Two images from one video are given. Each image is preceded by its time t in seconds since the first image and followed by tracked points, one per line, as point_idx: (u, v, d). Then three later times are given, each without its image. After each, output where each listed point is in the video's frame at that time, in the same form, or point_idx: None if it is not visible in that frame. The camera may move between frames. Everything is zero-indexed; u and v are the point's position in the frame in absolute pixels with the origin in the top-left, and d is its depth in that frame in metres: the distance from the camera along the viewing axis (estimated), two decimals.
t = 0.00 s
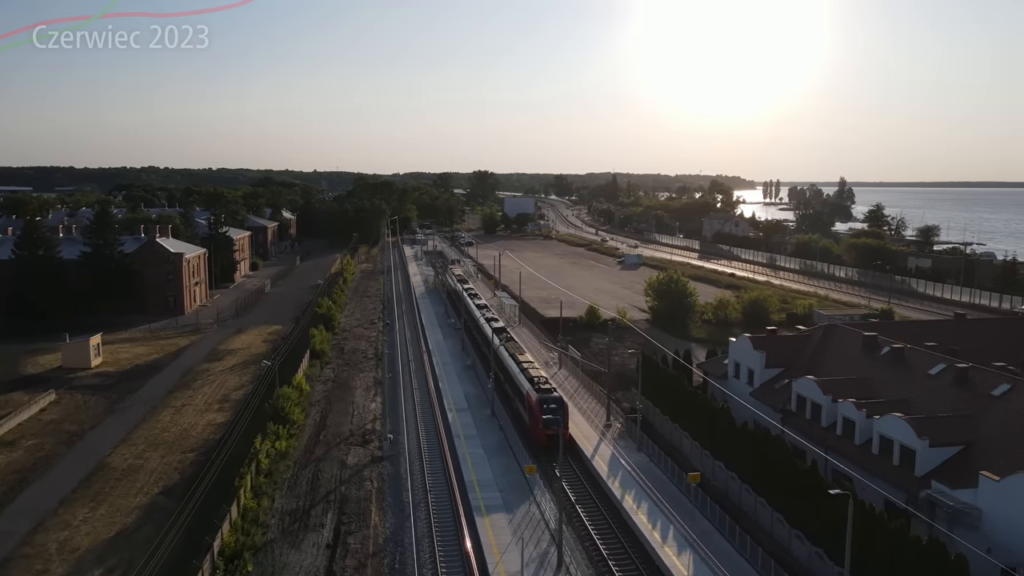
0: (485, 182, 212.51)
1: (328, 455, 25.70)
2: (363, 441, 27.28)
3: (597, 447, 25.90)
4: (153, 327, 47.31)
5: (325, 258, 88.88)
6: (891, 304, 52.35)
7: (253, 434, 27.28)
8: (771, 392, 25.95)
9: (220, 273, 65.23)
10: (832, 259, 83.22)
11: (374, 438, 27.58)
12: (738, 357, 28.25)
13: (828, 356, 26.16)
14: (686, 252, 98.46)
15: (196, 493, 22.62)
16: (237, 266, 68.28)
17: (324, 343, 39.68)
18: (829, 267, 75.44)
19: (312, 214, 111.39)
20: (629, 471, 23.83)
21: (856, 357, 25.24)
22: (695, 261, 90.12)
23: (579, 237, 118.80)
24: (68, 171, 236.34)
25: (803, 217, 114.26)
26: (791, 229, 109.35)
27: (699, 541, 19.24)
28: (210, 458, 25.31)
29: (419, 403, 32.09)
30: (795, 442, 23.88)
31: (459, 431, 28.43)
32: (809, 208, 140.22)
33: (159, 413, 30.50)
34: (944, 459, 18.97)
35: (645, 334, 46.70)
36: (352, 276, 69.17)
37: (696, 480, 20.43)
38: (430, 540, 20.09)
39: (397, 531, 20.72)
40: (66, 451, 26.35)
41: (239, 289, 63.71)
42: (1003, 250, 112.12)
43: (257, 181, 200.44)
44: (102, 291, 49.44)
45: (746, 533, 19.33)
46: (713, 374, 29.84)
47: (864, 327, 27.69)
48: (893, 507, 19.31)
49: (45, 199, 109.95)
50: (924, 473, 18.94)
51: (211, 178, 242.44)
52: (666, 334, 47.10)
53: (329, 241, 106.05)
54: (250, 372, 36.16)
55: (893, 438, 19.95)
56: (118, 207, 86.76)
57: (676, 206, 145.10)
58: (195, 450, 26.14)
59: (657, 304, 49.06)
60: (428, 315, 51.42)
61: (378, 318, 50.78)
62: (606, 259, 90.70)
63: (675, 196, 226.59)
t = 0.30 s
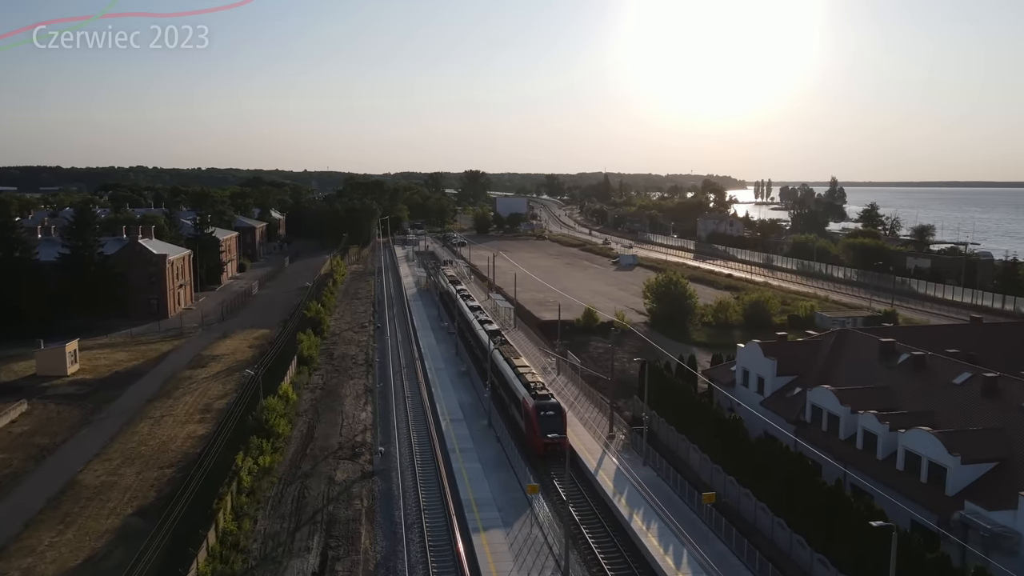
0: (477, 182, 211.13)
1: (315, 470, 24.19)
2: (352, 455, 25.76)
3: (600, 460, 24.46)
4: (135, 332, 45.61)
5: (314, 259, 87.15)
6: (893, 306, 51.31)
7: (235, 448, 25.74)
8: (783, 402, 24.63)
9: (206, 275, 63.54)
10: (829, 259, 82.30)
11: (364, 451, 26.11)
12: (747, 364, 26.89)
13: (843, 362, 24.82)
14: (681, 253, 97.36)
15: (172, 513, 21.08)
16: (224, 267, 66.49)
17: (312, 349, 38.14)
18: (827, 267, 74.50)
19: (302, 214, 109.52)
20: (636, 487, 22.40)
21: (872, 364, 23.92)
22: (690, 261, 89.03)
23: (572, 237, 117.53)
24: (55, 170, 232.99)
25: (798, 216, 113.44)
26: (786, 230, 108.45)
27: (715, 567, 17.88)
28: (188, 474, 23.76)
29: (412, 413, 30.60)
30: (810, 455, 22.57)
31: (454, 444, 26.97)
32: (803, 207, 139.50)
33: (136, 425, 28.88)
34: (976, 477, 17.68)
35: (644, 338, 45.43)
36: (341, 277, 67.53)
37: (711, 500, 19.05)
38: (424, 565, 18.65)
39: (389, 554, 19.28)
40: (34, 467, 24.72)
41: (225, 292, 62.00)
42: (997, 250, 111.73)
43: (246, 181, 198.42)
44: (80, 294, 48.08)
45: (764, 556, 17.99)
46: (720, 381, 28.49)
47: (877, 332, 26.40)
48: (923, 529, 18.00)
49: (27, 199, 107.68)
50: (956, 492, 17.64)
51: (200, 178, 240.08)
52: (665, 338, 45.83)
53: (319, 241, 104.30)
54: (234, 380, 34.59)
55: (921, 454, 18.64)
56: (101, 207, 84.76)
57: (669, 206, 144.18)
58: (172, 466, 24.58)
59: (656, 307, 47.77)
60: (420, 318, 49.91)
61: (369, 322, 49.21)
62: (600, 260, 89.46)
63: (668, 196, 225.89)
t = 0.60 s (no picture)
0: (472, 181, 209.60)
1: (303, 487, 22.69)
2: (344, 470, 24.25)
3: (607, 475, 23.02)
4: (119, 336, 43.95)
5: (307, 259, 85.55)
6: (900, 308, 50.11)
7: (219, 463, 24.21)
8: (800, 413, 23.27)
9: (195, 276, 61.83)
10: (830, 258, 81.14)
11: (356, 465, 24.63)
12: (760, 372, 25.50)
13: (863, 370, 23.45)
14: (679, 252, 96.13)
15: (148, 537, 19.56)
16: (213, 268, 64.85)
17: (303, 354, 36.59)
18: (829, 267, 73.34)
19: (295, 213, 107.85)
20: (647, 505, 20.95)
21: (894, 373, 22.55)
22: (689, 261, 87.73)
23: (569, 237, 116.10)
24: (46, 168, 230.44)
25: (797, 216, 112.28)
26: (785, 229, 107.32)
27: None
28: (168, 492, 22.23)
29: (407, 423, 29.11)
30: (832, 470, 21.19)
31: (452, 457, 25.49)
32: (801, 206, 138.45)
33: (114, 437, 27.31)
34: (1019, 499, 16.29)
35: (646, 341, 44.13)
36: (334, 278, 66.02)
37: (731, 523, 17.62)
38: None
39: None
40: (3, 484, 23.14)
41: (215, 293, 60.35)
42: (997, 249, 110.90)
43: (238, 180, 196.40)
44: (62, 296, 46.40)
45: None
46: (730, 390, 27.12)
47: (897, 338, 25.03)
48: (959, 554, 16.63)
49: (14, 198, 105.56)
50: (997, 516, 16.25)
51: (192, 176, 237.74)
52: (668, 342, 44.50)
53: (312, 241, 102.66)
54: (220, 388, 33.04)
55: (958, 472, 17.25)
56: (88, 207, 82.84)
57: (667, 205, 142.94)
58: (151, 483, 23.04)
59: (659, 309, 46.46)
60: (415, 321, 48.42)
61: (362, 325, 47.70)
62: (598, 259, 88.07)
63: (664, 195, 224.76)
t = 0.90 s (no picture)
0: (469, 180, 208.56)
1: (291, 508, 21.11)
2: (335, 488, 22.67)
3: (616, 494, 21.49)
4: (103, 340, 42.31)
5: (301, 259, 83.84)
6: (910, 310, 48.78)
7: (201, 481, 22.66)
8: (823, 427, 21.79)
9: (185, 277, 60.13)
10: (833, 258, 79.81)
11: (348, 482, 23.07)
12: (776, 381, 24.05)
13: (889, 381, 22.01)
14: (679, 252, 94.68)
15: (120, 565, 17.98)
16: (204, 269, 63.22)
17: (294, 360, 34.99)
18: (833, 267, 72.03)
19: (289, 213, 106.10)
20: (662, 529, 19.41)
21: (923, 384, 21.08)
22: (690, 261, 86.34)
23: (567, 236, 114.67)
24: (39, 167, 228.00)
25: (798, 215, 111.00)
26: (786, 229, 105.95)
27: None
28: (144, 513, 20.64)
29: (402, 435, 27.57)
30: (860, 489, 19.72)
31: (450, 473, 23.93)
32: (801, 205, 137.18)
33: (92, 450, 25.72)
34: None
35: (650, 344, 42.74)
36: (328, 278, 64.37)
37: (757, 555, 16.08)
38: None
39: None
40: None
41: (205, 295, 58.73)
42: (1000, 248, 109.68)
43: (233, 178, 194.91)
44: (45, 298, 44.63)
45: None
46: (745, 400, 25.64)
47: (923, 345, 23.56)
48: None
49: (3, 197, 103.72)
50: None
51: (188, 175, 236.48)
52: (673, 345, 43.05)
53: (306, 240, 100.92)
54: (206, 397, 31.47)
55: (1004, 496, 15.76)
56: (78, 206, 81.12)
57: (666, 203, 141.63)
58: (128, 504, 21.47)
59: (663, 311, 45.08)
60: (411, 324, 46.85)
61: (356, 328, 46.11)
62: (598, 259, 86.63)
63: (662, 193, 223.51)
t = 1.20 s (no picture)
0: (466, 179, 207.13)
1: (276, 534, 19.44)
2: (324, 511, 21.00)
3: (629, 520, 19.85)
4: (86, 346, 40.61)
5: (295, 260, 82.06)
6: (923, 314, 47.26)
7: (180, 504, 21.00)
8: (851, 445, 20.18)
9: (175, 278, 58.42)
10: (838, 258, 78.32)
11: (339, 505, 21.41)
12: (798, 395, 22.42)
13: (920, 395, 20.41)
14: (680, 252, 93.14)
15: None
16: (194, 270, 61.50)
17: (283, 368, 33.29)
18: (839, 268, 70.55)
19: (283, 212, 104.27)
20: (680, 561, 17.77)
21: (959, 399, 19.47)
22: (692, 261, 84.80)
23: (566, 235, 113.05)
24: (33, 167, 225.79)
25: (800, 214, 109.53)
26: (787, 228, 104.48)
27: None
28: (116, 541, 18.97)
29: (397, 450, 25.93)
30: (895, 515, 18.10)
31: (448, 493, 22.28)
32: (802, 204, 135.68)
33: (65, 467, 24.06)
34: None
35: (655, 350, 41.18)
36: (322, 280, 62.62)
37: None
38: None
39: None
40: None
41: (195, 297, 57.02)
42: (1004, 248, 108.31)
43: (229, 177, 193.02)
44: (25, 303, 43.34)
45: None
46: (763, 414, 24.01)
47: (955, 356, 21.97)
48: None
49: None
50: None
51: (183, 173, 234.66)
52: (679, 350, 41.48)
53: (300, 241, 99.10)
54: (189, 408, 29.83)
55: None
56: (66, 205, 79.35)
57: (665, 202, 140.09)
58: (100, 530, 19.80)
59: (668, 315, 43.51)
60: (407, 328, 45.18)
61: (350, 333, 44.41)
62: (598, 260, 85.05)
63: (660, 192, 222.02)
